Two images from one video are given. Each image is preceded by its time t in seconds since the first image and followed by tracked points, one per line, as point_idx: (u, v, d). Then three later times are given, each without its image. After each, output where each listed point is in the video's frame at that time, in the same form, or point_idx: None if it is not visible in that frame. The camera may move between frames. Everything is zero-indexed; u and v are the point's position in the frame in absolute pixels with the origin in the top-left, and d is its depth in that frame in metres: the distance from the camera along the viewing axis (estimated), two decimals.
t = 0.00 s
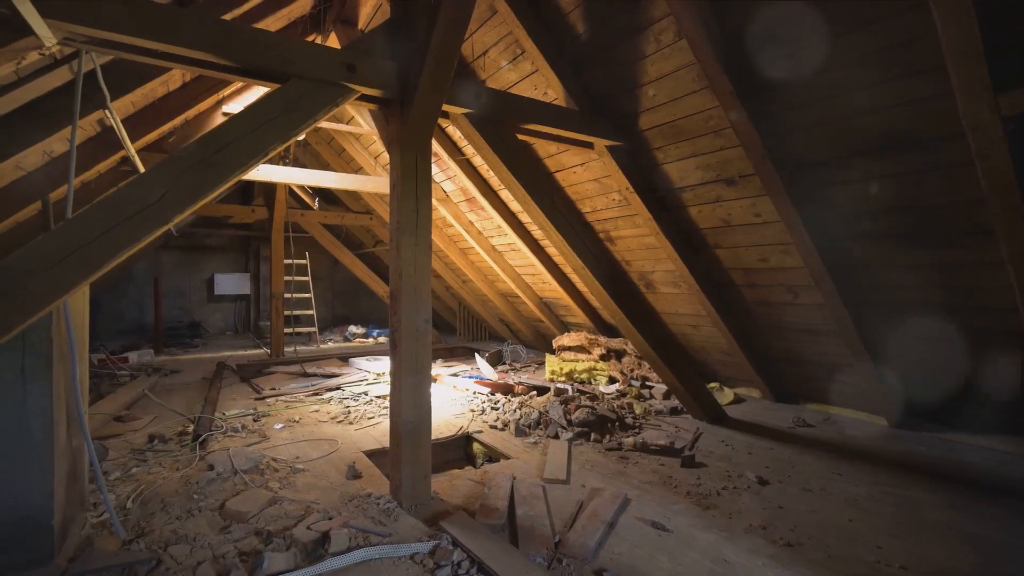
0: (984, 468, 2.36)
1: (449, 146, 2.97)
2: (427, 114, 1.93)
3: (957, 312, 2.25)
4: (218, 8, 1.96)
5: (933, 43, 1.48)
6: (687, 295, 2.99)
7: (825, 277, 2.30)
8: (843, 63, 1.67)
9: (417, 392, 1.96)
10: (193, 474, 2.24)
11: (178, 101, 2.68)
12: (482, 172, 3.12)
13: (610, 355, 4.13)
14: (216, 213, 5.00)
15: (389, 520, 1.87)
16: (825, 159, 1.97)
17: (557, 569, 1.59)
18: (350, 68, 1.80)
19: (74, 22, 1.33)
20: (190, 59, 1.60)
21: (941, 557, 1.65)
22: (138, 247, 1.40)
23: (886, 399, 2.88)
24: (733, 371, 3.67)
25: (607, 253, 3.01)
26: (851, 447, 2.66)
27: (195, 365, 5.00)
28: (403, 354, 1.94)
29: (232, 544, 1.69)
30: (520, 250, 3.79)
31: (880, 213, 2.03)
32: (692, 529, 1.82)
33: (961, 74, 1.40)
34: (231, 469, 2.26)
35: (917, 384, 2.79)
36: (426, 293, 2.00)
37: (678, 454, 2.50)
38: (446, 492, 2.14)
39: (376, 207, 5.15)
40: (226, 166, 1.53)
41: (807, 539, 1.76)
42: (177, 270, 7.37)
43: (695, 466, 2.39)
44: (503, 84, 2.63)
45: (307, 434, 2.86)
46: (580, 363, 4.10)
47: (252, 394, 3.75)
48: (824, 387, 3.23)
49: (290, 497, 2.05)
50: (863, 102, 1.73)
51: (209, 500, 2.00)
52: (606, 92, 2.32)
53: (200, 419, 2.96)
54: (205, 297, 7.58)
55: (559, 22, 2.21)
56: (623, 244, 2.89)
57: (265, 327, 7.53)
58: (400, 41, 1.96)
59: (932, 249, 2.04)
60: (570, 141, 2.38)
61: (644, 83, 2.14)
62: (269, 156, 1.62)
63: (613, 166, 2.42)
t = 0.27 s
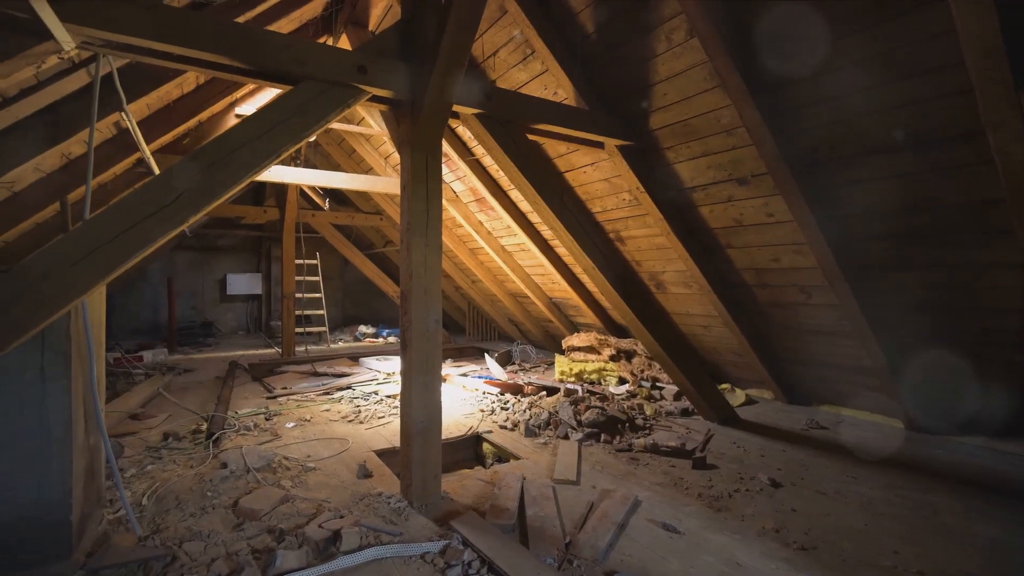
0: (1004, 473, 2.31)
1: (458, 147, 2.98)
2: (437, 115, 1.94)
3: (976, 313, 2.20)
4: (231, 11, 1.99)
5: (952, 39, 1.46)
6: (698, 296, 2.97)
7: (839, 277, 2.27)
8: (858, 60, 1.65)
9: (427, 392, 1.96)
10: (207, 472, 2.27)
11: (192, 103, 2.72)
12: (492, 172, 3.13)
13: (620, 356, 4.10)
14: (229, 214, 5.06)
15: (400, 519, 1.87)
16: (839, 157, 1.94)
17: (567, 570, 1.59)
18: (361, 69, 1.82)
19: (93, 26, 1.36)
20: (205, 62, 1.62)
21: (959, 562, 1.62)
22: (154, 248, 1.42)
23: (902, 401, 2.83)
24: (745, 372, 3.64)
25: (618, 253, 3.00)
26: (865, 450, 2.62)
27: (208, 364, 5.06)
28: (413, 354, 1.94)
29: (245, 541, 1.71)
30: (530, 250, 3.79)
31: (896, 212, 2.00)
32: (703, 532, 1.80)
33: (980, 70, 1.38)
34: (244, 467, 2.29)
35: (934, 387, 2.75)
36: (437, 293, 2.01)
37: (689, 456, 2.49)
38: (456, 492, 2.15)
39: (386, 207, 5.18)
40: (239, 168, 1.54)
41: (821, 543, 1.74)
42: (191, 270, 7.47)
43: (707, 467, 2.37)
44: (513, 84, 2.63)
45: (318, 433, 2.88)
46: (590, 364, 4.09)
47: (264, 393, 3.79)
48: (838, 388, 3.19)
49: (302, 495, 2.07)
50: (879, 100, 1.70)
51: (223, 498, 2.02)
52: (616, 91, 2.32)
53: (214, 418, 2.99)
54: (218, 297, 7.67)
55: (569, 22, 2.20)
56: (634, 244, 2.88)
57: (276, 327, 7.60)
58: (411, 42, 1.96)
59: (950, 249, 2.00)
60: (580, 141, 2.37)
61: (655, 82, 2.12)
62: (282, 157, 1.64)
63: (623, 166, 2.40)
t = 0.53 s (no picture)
0: None
1: (468, 147, 2.98)
2: (448, 115, 1.94)
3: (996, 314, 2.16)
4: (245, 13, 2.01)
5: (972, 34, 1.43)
6: (710, 296, 2.94)
7: (854, 277, 2.24)
8: (874, 57, 1.62)
9: (437, 392, 1.97)
10: (220, 470, 2.30)
11: (205, 105, 2.75)
12: (502, 172, 3.13)
13: (631, 356, 4.11)
14: (241, 215, 5.11)
15: (411, 519, 1.88)
16: (855, 156, 1.92)
17: (578, 571, 1.58)
18: (373, 70, 1.82)
19: (111, 30, 1.38)
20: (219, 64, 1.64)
21: (979, 568, 1.59)
22: (169, 248, 1.43)
23: (918, 404, 2.79)
24: (757, 373, 3.60)
25: (628, 253, 2.98)
26: (881, 453, 2.58)
27: (220, 363, 5.12)
28: (424, 354, 1.95)
29: (258, 539, 1.73)
30: (539, 250, 3.79)
31: (914, 211, 1.97)
32: (716, 534, 1.78)
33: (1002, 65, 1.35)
34: (257, 465, 2.31)
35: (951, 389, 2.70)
36: (447, 293, 2.01)
37: (701, 457, 2.47)
38: (466, 492, 2.15)
39: (396, 207, 5.20)
40: (253, 168, 1.56)
41: (836, 547, 1.71)
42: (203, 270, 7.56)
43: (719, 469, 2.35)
44: (523, 84, 2.63)
45: (329, 432, 2.90)
46: (599, 364, 4.08)
47: (276, 392, 3.82)
48: (853, 390, 3.15)
49: (314, 494, 2.08)
50: (896, 97, 1.68)
51: (236, 495, 2.05)
52: (627, 90, 2.31)
53: (227, 416, 3.03)
54: (230, 297, 7.76)
55: (580, 21, 2.20)
56: (644, 244, 2.86)
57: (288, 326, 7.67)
58: (422, 43, 1.97)
59: (969, 249, 1.97)
60: (591, 141, 2.36)
61: (667, 81, 2.11)
62: (294, 158, 1.65)
63: (634, 165, 2.39)
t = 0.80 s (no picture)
0: None
1: (477, 147, 2.98)
2: (458, 115, 1.94)
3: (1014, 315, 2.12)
4: (256, 15, 2.03)
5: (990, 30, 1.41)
6: (720, 296, 2.92)
7: (867, 278, 2.21)
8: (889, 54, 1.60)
9: (446, 391, 1.97)
10: (232, 468, 2.32)
11: (217, 107, 2.78)
12: (510, 172, 3.13)
13: (639, 356, 4.10)
14: (251, 216, 5.16)
15: (420, 518, 1.88)
16: (868, 154, 1.89)
17: (587, 572, 1.57)
18: (382, 71, 1.83)
19: (126, 33, 1.40)
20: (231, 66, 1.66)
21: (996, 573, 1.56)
22: (182, 249, 1.45)
23: (933, 406, 2.75)
24: (767, 374, 3.57)
25: (637, 253, 2.97)
26: (895, 455, 2.54)
27: (231, 362, 5.17)
28: (433, 353, 1.95)
29: (269, 536, 1.74)
30: (547, 250, 3.78)
31: (929, 210, 1.94)
32: (726, 536, 1.77)
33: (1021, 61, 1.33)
34: (267, 463, 2.33)
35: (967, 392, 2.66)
36: (456, 293, 2.01)
37: (711, 458, 2.45)
38: (475, 492, 2.15)
39: (405, 208, 5.22)
40: (264, 169, 1.57)
41: (849, 551, 1.69)
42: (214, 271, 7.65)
43: (729, 471, 2.34)
44: (532, 84, 2.62)
45: (339, 431, 2.92)
46: (608, 364, 4.06)
47: (286, 391, 3.85)
48: (866, 392, 3.11)
49: (324, 492, 2.10)
50: (911, 94, 1.66)
51: (248, 493, 2.06)
52: (636, 89, 2.30)
53: (237, 415, 3.06)
54: (241, 297, 7.83)
55: (589, 20, 2.19)
56: (653, 244, 2.85)
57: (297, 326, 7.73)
58: (431, 44, 1.98)
59: (987, 249, 1.93)
60: (599, 140, 2.36)
61: (677, 79, 2.10)
62: (305, 158, 1.66)
63: (643, 164, 2.38)
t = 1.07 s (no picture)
0: None
1: (487, 147, 2.99)
2: (468, 115, 1.94)
3: None
4: (268, 17, 2.04)
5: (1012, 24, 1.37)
6: (732, 296, 2.89)
7: (883, 278, 2.17)
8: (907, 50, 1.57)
9: (457, 391, 1.97)
10: (245, 465, 2.34)
11: (230, 108, 2.80)
12: (520, 172, 3.12)
13: (650, 356, 4.07)
14: (263, 216, 5.22)
15: (431, 517, 1.89)
16: (885, 152, 1.86)
17: (599, 573, 1.57)
18: (394, 72, 1.84)
19: (142, 36, 1.42)
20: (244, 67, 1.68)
21: None
22: (196, 249, 1.46)
23: (952, 409, 2.70)
24: (780, 375, 3.53)
25: (648, 253, 2.95)
26: (912, 458, 2.50)
27: (243, 361, 5.23)
28: (444, 353, 1.96)
29: (282, 534, 1.76)
30: (557, 250, 3.78)
31: (947, 209, 1.90)
32: (739, 539, 1.75)
33: None
34: (280, 461, 2.36)
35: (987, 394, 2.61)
36: (467, 293, 2.02)
37: (723, 460, 2.42)
38: (486, 491, 2.15)
39: (415, 208, 5.24)
40: (277, 169, 1.58)
41: (866, 555, 1.67)
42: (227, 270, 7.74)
43: (741, 472, 2.31)
44: (542, 83, 2.61)
45: (350, 430, 2.94)
46: (618, 364, 4.04)
47: (297, 390, 3.89)
48: (882, 393, 3.07)
49: (336, 491, 2.11)
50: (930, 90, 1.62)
51: (261, 491, 2.08)
52: (648, 88, 2.28)
53: (250, 413, 3.09)
54: (253, 296, 7.92)
55: (600, 18, 2.18)
56: (664, 244, 2.83)
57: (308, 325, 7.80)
58: (441, 44, 1.98)
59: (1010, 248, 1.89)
60: (610, 139, 2.35)
61: (689, 77, 2.08)
62: (317, 159, 1.67)
63: (654, 163, 2.36)
